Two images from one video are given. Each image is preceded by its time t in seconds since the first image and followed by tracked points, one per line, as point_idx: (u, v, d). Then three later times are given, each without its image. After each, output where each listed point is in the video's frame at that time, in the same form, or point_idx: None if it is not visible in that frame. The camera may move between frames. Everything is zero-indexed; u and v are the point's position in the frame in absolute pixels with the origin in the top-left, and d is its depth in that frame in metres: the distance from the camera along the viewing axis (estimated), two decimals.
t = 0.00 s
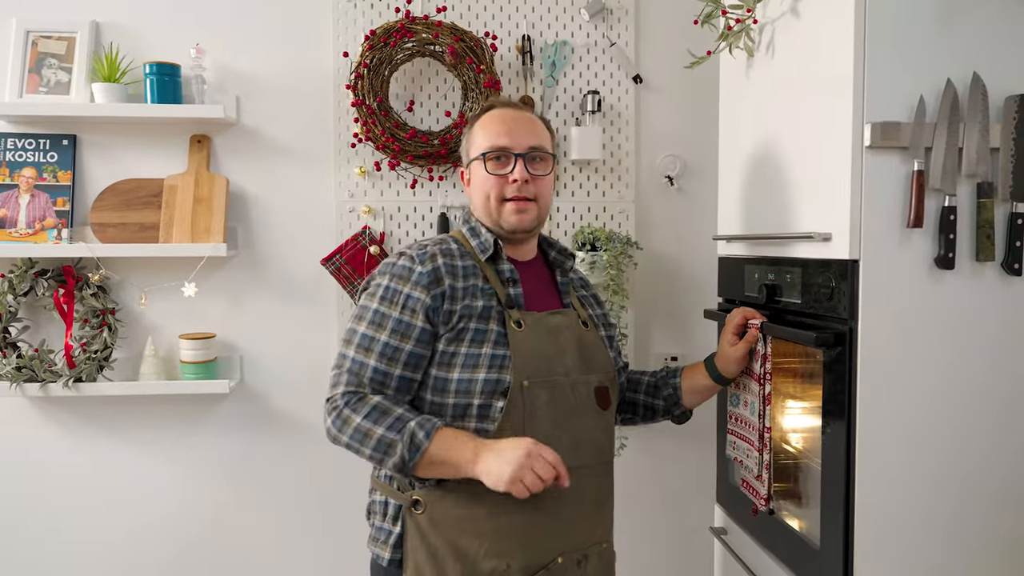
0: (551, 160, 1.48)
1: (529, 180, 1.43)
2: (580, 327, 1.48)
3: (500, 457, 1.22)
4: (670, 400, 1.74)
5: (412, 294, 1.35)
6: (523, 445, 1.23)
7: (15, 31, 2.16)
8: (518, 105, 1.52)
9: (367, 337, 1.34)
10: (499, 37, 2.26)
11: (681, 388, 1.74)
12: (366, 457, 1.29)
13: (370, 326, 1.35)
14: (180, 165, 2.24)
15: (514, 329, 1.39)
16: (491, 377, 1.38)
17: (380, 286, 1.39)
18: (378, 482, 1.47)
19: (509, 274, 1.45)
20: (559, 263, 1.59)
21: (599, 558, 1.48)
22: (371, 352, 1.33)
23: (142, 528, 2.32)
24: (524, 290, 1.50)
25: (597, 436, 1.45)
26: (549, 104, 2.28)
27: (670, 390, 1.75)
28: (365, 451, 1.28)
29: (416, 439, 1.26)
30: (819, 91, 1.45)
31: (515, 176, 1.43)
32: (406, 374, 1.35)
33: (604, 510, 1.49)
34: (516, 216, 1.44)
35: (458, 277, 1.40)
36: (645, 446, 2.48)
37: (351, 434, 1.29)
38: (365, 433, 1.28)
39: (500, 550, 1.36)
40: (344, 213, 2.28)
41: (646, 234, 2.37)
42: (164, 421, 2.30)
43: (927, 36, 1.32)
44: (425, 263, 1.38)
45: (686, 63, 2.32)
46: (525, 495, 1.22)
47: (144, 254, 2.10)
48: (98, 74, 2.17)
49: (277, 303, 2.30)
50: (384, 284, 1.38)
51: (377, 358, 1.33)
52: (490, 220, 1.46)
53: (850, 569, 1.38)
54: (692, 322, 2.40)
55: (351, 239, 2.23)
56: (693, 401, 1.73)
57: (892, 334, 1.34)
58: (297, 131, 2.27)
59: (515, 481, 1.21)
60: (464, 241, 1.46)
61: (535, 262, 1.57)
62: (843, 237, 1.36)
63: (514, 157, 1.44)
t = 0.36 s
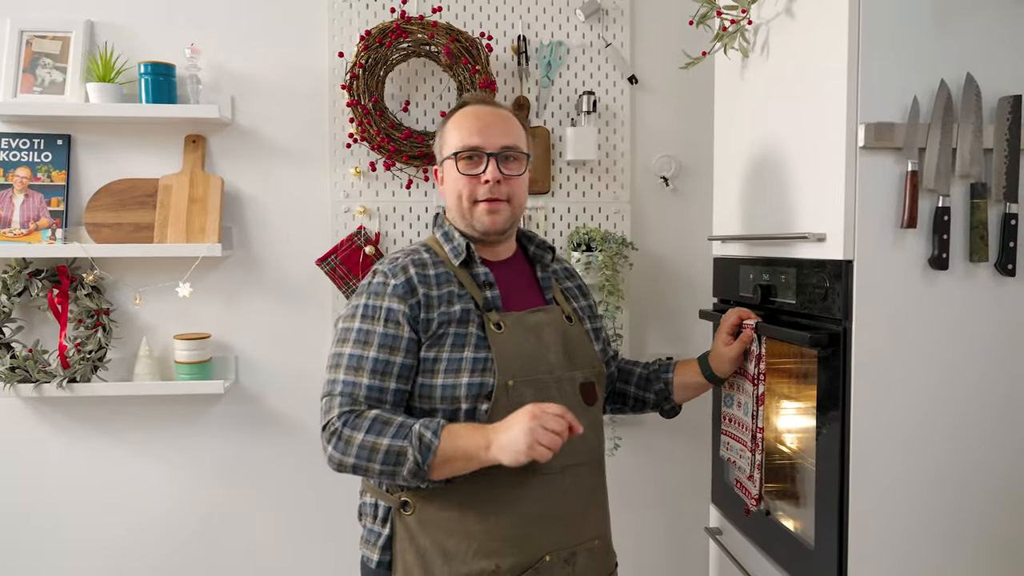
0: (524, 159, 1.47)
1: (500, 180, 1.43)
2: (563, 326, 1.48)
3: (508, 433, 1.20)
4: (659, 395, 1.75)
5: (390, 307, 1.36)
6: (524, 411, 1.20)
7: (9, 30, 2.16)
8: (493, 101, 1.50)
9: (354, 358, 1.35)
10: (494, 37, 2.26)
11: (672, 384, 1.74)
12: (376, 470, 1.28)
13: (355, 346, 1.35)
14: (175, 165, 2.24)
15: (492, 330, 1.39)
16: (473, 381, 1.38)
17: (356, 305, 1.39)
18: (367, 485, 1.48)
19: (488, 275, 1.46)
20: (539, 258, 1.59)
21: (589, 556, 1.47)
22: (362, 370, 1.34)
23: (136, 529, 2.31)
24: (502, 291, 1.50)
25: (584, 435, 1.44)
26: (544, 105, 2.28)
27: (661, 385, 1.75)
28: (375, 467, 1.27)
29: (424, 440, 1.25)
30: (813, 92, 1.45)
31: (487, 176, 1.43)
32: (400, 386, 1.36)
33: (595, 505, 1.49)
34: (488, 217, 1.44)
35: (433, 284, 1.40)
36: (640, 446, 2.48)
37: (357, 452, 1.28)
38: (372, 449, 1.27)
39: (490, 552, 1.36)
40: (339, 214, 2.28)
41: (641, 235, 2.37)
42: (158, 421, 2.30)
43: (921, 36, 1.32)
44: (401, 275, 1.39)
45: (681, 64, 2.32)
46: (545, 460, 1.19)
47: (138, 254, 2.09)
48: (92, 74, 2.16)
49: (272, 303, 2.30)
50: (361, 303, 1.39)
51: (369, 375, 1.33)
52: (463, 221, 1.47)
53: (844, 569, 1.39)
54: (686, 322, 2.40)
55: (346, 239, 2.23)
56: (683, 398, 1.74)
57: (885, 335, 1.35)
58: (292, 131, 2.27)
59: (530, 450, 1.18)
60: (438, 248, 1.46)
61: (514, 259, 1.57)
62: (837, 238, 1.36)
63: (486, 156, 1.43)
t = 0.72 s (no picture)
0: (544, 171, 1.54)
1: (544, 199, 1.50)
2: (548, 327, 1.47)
3: (535, 393, 1.17)
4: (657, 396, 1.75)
5: (393, 302, 1.34)
6: (547, 372, 1.18)
7: (7, 31, 2.16)
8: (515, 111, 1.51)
9: (366, 351, 1.29)
10: (493, 38, 2.26)
11: (672, 383, 1.74)
12: (401, 459, 1.20)
13: (366, 340, 1.30)
14: (172, 165, 2.23)
15: (479, 330, 1.40)
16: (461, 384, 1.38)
17: (355, 304, 1.35)
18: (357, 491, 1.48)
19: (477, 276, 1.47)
20: (526, 257, 1.59)
21: (578, 556, 1.47)
22: (378, 362, 1.29)
23: (134, 530, 2.31)
24: (491, 290, 1.50)
25: (572, 435, 1.45)
26: (542, 105, 2.28)
27: (662, 384, 1.75)
28: (400, 453, 1.19)
29: (450, 412, 1.19)
30: (812, 92, 1.45)
31: (539, 195, 1.47)
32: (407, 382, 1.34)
33: (582, 507, 1.48)
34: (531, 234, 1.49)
35: (425, 283, 1.40)
36: (638, 446, 2.48)
37: (379, 440, 1.20)
38: (396, 431, 1.19)
39: (476, 554, 1.36)
40: (337, 214, 2.27)
41: (639, 235, 2.37)
42: (156, 422, 2.29)
43: (919, 36, 1.32)
44: (396, 274, 1.38)
45: (680, 64, 2.32)
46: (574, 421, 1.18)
47: (136, 255, 2.09)
48: (90, 74, 2.16)
49: (270, 304, 2.30)
50: (361, 300, 1.35)
51: (386, 366, 1.29)
52: (504, 235, 1.47)
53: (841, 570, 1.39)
54: (683, 322, 2.40)
55: (344, 240, 2.22)
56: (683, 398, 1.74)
57: (882, 337, 1.35)
58: (290, 132, 2.27)
59: (561, 411, 1.16)
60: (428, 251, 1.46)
61: (502, 259, 1.57)
62: (836, 239, 1.36)
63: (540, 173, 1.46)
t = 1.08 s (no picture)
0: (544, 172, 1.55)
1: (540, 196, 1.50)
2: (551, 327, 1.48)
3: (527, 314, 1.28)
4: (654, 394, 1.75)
5: (410, 291, 1.33)
6: (528, 293, 1.32)
7: (4, 32, 2.16)
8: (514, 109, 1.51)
9: (393, 337, 1.27)
10: (491, 39, 2.26)
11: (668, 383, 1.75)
12: (445, 427, 1.20)
13: (391, 327, 1.28)
14: (170, 166, 2.23)
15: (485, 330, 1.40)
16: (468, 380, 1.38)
17: (371, 295, 1.32)
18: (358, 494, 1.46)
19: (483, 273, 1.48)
20: (524, 258, 1.60)
21: (578, 554, 1.47)
22: (407, 346, 1.28)
23: (132, 531, 2.31)
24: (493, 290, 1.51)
25: (572, 434, 1.44)
26: (540, 106, 2.28)
27: (659, 384, 1.76)
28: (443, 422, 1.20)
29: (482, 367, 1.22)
30: (809, 92, 1.45)
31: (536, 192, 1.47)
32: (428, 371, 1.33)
33: (582, 505, 1.49)
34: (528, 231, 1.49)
35: (436, 278, 1.39)
36: (637, 446, 2.48)
37: (421, 415, 1.20)
38: (436, 402, 1.20)
39: (484, 555, 1.36)
40: (336, 215, 2.27)
41: (637, 235, 2.37)
42: (154, 423, 2.29)
43: (916, 37, 1.32)
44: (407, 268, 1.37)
45: (678, 64, 2.33)
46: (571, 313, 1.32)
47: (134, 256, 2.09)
48: (88, 75, 2.16)
49: (269, 304, 2.30)
50: (376, 292, 1.32)
51: (414, 350, 1.28)
52: (502, 232, 1.47)
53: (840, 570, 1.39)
54: (681, 322, 2.40)
55: (343, 241, 2.22)
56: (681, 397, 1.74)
57: (880, 337, 1.35)
58: (288, 133, 2.27)
59: (561, 308, 1.29)
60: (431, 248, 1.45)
61: (500, 260, 1.58)
62: (833, 239, 1.36)
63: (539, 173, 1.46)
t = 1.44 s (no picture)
0: (516, 155, 1.48)
1: (493, 175, 1.45)
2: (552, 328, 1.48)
3: (501, 403, 1.20)
4: (655, 398, 1.75)
5: (389, 303, 1.34)
6: (513, 378, 1.20)
7: (3, 33, 2.16)
8: (482, 101, 1.53)
9: (354, 353, 1.30)
10: (489, 39, 2.27)
11: (670, 386, 1.75)
12: (378, 464, 1.23)
13: (356, 340, 1.31)
14: (169, 167, 2.23)
15: (485, 330, 1.40)
16: (466, 381, 1.38)
17: (354, 301, 1.35)
18: (357, 491, 1.47)
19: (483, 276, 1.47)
20: (529, 260, 1.60)
21: (578, 559, 1.47)
22: (363, 364, 1.30)
23: (131, 532, 2.31)
24: (495, 291, 1.50)
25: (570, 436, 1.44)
26: (538, 106, 2.28)
27: (660, 386, 1.76)
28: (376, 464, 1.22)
29: (424, 428, 1.21)
30: (808, 91, 1.45)
31: (481, 172, 1.44)
32: (400, 383, 1.34)
33: (582, 509, 1.48)
34: (482, 211, 1.45)
35: (430, 284, 1.40)
36: (636, 446, 2.48)
37: (356, 447, 1.22)
38: (371, 443, 1.22)
39: (480, 556, 1.36)
40: (335, 216, 2.28)
41: (636, 235, 2.37)
42: (153, 424, 2.29)
43: (913, 37, 1.33)
44: (401, 271, 1.38)
45: (676, 65, 2.33)
46: (546, 416, 1.20)
47: (134, 256, 2.09)
48: (86, 76, 2.16)
49: (268, 305, 2.30)
50: (359, 300, 1.35)
51: (370, 370, 1.30)
52: (458, 217, 1.47)
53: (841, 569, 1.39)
54: (680, 322, 2.41)
55: (342, 242, 2.22)
56: (682, 398, 1.74)
57: (878, 336, 1.35)
58: (287, 133, 2.27)
59: (531, 413, 1.18)
60: (434, 250, 1.46)
61: (503, 261, 1.58)
62: (831, 238, 1.36)
63: (478, 151, 1.45)
